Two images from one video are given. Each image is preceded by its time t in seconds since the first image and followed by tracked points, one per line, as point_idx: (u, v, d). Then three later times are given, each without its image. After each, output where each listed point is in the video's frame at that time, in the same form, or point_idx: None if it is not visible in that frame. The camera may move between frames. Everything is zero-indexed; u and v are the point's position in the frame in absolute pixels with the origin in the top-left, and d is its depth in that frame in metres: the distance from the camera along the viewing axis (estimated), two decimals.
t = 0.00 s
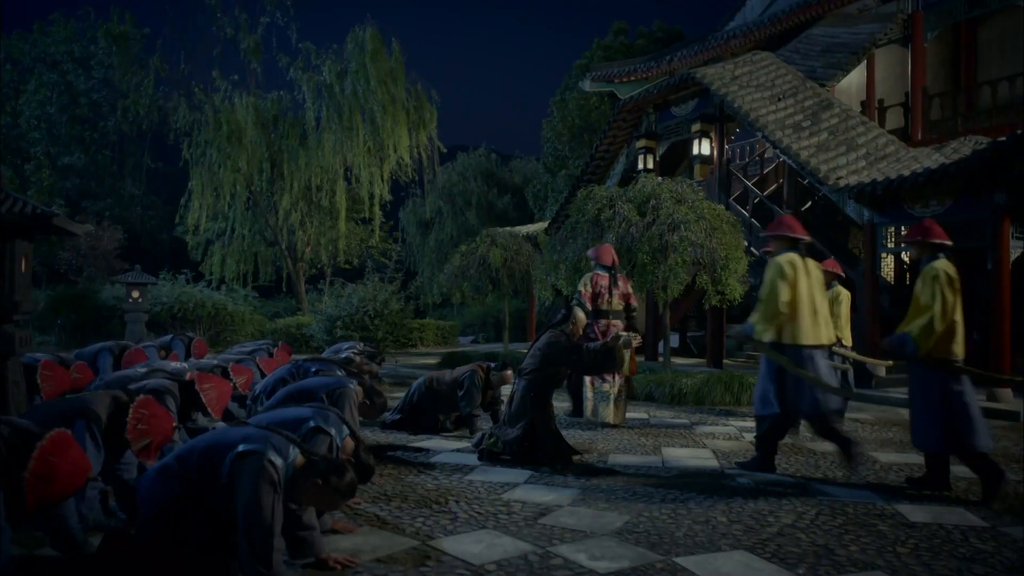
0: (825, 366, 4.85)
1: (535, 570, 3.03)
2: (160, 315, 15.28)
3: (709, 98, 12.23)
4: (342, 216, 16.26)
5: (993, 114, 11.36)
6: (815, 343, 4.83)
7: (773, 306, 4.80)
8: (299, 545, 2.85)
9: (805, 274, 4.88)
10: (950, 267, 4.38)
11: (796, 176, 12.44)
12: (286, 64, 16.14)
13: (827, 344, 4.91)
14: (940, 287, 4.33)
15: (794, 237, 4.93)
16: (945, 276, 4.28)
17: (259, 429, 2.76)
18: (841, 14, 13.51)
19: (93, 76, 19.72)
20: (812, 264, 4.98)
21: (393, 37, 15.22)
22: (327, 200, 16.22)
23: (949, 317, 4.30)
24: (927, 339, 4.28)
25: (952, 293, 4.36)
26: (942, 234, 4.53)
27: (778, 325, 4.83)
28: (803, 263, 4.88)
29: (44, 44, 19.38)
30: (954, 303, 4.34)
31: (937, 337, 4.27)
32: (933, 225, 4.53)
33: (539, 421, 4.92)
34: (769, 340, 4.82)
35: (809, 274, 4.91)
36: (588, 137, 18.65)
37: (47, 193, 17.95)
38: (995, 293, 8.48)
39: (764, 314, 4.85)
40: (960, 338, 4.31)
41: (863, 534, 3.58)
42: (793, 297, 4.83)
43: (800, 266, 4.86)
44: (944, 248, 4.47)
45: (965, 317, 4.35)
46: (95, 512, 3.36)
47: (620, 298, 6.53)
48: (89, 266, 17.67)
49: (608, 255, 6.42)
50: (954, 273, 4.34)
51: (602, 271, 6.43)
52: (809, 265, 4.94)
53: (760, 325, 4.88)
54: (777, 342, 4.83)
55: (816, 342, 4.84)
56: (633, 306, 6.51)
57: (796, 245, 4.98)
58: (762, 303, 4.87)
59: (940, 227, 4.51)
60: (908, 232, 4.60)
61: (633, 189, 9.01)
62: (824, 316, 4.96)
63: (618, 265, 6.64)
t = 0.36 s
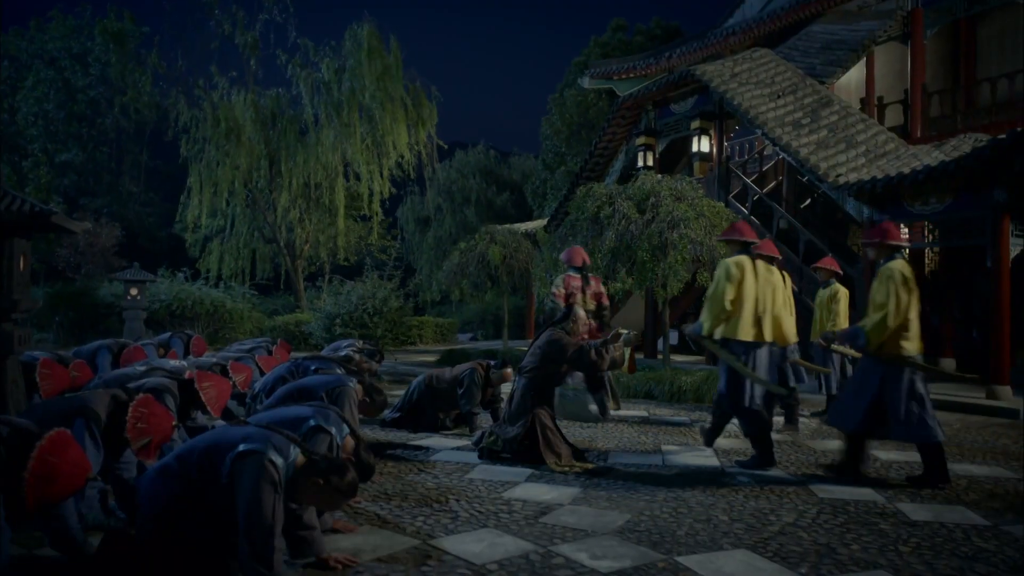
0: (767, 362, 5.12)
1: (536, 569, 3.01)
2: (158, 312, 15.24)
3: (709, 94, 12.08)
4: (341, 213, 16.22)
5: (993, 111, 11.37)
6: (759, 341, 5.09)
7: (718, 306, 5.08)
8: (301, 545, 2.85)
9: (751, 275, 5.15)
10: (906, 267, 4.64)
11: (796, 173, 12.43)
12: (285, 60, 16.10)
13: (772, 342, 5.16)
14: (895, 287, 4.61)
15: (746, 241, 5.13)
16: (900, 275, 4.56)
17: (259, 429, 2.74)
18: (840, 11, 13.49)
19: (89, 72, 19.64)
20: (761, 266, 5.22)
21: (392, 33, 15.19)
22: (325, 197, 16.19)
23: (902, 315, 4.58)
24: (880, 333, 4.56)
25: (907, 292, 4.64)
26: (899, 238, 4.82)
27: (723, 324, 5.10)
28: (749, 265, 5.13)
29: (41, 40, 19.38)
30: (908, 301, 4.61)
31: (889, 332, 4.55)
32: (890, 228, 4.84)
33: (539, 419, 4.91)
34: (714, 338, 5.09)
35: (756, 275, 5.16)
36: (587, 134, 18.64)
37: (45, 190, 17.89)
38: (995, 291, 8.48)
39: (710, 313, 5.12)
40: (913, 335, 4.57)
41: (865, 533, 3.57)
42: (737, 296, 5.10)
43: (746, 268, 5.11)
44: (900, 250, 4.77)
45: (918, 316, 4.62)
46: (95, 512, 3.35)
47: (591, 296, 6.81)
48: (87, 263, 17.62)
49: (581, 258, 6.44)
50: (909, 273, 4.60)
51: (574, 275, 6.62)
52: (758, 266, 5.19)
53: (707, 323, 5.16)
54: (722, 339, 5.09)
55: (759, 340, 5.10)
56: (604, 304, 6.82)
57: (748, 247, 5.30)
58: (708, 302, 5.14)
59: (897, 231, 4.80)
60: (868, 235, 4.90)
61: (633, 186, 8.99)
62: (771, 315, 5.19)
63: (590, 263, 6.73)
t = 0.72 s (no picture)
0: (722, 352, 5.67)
1: (542, 570, 3.00)
2: (160, 310, 15.21)
3: (711, 92, 12.09)
4: (342, 211, 16.22)
5: (997, 109, 11.39)
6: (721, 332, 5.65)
7: (688, 298, 5.50)
8: (306, 545, 2.84)
9: (716, 272, 5.67)
10: (846, 264, 4.90)
11: (798, 171, 12.40)
12: (286, 59, 16.09)
13: (730, 334, 5.74)
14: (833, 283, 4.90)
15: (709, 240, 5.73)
16: (836, 273, 4.85)
17: (263, 429, 2.73)
18: (842, 9, 13.46)
19: (91, 70, 19.64)
20: (723, 264, 5.75)
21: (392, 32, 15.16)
22: (327, 195, 16.18)
23: (838, 310, 4.87)
24: (815, 329, 4.88)
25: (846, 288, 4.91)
26: (844, 236, 5.09)
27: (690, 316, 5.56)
28: (714, 263, 5.68)
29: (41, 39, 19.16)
30: (847, 297, 4.89)
31: (827, 327, 4.85)
32: (838, 228, 5.11)
33: (543, 419, 4.90)
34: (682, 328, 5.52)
35: (719, 273, 5.69)
36: (588, 132, 18.62)
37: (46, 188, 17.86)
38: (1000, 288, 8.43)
39: (680, 305, 5.54)
40: (850, 329, 4.85)
41: (872, 534, 3.55)
42: (703, 290, 5.59)
43: (712, 265, 5.66)
44: (843, 248, 5.04)
45: (857, 311, 4.88)
46: (98, 512, 3.35)
47: (575, 295, 7.44)
48: (89, 261, 17.59)
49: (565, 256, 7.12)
50: (847, 270, 4.86)
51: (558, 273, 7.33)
52: (721, 264, 5.74)
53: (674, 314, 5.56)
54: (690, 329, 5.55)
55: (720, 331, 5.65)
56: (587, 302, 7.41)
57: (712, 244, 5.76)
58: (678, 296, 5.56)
59: (841, 229, 5.07)
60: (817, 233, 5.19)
61: (636, 184, 8.96)
62: (729, 310, 5.77)
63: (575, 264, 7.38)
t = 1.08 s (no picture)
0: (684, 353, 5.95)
1: (551, 571, 2.98)
2: (163, 307, 15.19)
3: (716, 89, 12.10)
4: (345, 208, 16.21)
5: (1003, 106, 11.34)
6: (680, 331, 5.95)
7: (646, 299, 5.91)
8: (312, 546, 2.82)
9: (676, 276, 6.00)
10: (795, 267, 5.08)
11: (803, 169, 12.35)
12: (288, 56, 16.06)
13: (691, 336, 6.02)
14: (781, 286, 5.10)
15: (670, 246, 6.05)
16: (780, 276, 5.06)
17: (270, 430, 2.71)
18: (847, 5, 13.40)
19: (93, 67, 19.65)
20: (685, 268, 6.08)
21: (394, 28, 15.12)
22: (330, 192, 16.16)
23: (786, 312, 5.05)
24: (765, 329, 5.10)
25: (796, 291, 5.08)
26: (800, 242, 5.28)
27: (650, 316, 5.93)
28: (674, 267, 6.01)
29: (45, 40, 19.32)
30: (795, 299, 5.06)
31: (775, 328, 5.05)
32: (794, 234, 5.33)
33: (549, 418, 4.87)
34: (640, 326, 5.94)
35: (680, 277, 6.03)
36: (592, 129, 18.57)
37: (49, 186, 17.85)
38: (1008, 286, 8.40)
39: (639, 305, 5.95)
40: (797, 330, 4.99)
41: (882, 534, 3.52)
42: (662, 294, 5.94)
43: (671, 268, 5.99)
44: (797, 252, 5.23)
45: (806, 313, 5.02)
46: (104, 513, 3.33)
47: (567, 293, 7.44)
48: (91, 259, 17.59)
49: (558, 255, 7.45)
50: (794, 273, 5.05)
51: (551, 270, 7.37)
52: (682, 269, 6.08)
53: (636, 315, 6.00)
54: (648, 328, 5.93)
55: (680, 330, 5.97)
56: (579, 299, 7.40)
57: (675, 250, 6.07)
58: (638, 297, 6.00)
59: (796, 235, 5.28)
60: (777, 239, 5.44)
61: (640, 181, 8.94)
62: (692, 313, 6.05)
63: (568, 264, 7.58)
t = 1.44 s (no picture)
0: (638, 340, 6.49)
1: (558, 572, 2.96)
2: (163, 303, 15.17)
3: (718, 85, 12.06)
4: (346, 203, 16.19)
5: (1007, 102, 11.27)
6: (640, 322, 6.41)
7: (610, 290, 6.32)
8: (319, 547, 2.81)
9: (639, 270, 6.41)
10: (751, 264, 5.66)
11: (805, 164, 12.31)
12: (288, 51, 15.99)
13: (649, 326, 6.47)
14: (736, 280, 5.67)
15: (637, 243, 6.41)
16: (738, 272, 5.63)
17: (275, 429, 2.67)
18: None
19: (93, 62, 19.59)
20: (649, 263, 6.48)
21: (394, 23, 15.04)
22: (331, 188, 16.12)
23: (740, 305, 5.61)
24: (720, 318, 5.65)
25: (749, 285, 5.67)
26: (757, 240, 5.82)
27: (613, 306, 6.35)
28: (638, 262, 6.41)
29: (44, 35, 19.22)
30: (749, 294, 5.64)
31: (729, 317, 5.60)
32: (751, 230, 5.81)
33: (554, 416, 4.84)
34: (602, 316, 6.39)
35: (643, 271, 6.43)
36: (593, 124, 18.51)
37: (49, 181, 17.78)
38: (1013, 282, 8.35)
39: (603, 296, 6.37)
40: (751, 321, 5.54)
41: (891, 534, 3.50)
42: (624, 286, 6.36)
43: (636, 263, 6.41)
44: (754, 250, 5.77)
45: (758, 306, 5.60)
46: (106, 513, 3.30)
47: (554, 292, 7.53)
48: (91, 255, 17.55)
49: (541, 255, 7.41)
50: (750, 269, 5.64)
51: (539, 271, 7.34)
52: (646, 263, 6.49)
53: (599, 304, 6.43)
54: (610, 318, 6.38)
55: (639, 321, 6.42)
56: (566, 298, 7.51)
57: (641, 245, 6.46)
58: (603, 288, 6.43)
59: (755, 233, 5.78)
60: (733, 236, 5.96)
61: (643, 177, 8.90)
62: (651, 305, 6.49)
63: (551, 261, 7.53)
